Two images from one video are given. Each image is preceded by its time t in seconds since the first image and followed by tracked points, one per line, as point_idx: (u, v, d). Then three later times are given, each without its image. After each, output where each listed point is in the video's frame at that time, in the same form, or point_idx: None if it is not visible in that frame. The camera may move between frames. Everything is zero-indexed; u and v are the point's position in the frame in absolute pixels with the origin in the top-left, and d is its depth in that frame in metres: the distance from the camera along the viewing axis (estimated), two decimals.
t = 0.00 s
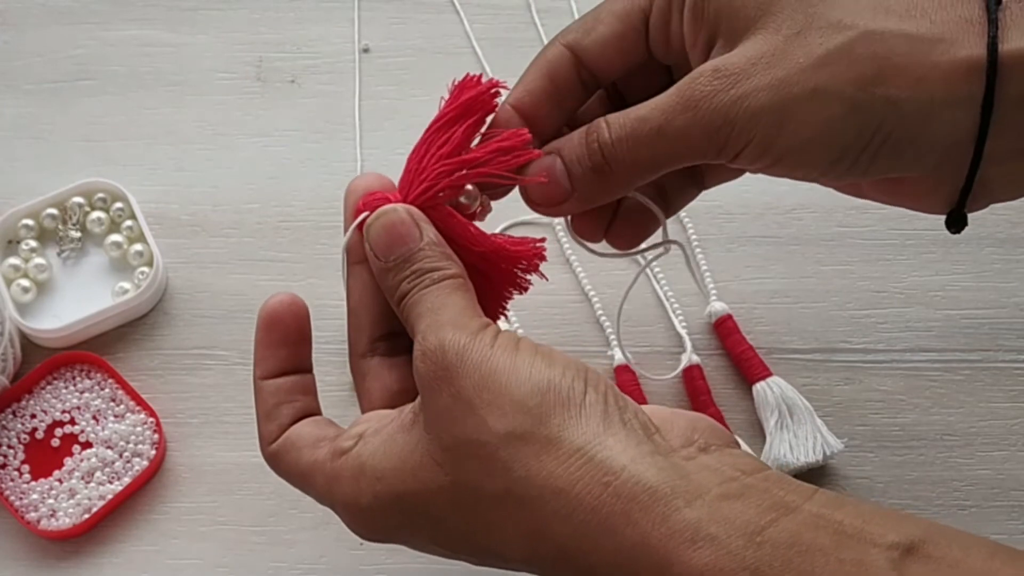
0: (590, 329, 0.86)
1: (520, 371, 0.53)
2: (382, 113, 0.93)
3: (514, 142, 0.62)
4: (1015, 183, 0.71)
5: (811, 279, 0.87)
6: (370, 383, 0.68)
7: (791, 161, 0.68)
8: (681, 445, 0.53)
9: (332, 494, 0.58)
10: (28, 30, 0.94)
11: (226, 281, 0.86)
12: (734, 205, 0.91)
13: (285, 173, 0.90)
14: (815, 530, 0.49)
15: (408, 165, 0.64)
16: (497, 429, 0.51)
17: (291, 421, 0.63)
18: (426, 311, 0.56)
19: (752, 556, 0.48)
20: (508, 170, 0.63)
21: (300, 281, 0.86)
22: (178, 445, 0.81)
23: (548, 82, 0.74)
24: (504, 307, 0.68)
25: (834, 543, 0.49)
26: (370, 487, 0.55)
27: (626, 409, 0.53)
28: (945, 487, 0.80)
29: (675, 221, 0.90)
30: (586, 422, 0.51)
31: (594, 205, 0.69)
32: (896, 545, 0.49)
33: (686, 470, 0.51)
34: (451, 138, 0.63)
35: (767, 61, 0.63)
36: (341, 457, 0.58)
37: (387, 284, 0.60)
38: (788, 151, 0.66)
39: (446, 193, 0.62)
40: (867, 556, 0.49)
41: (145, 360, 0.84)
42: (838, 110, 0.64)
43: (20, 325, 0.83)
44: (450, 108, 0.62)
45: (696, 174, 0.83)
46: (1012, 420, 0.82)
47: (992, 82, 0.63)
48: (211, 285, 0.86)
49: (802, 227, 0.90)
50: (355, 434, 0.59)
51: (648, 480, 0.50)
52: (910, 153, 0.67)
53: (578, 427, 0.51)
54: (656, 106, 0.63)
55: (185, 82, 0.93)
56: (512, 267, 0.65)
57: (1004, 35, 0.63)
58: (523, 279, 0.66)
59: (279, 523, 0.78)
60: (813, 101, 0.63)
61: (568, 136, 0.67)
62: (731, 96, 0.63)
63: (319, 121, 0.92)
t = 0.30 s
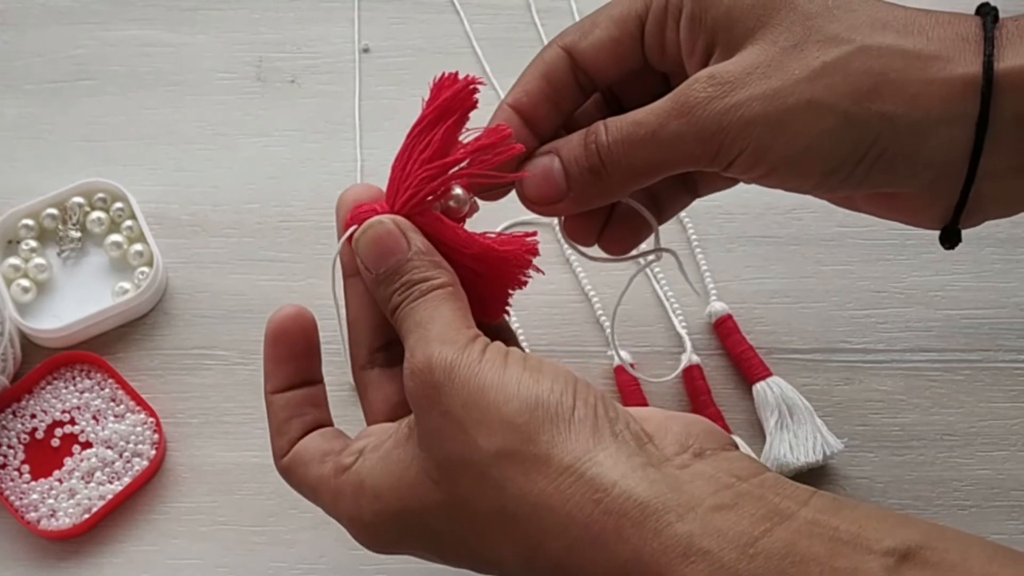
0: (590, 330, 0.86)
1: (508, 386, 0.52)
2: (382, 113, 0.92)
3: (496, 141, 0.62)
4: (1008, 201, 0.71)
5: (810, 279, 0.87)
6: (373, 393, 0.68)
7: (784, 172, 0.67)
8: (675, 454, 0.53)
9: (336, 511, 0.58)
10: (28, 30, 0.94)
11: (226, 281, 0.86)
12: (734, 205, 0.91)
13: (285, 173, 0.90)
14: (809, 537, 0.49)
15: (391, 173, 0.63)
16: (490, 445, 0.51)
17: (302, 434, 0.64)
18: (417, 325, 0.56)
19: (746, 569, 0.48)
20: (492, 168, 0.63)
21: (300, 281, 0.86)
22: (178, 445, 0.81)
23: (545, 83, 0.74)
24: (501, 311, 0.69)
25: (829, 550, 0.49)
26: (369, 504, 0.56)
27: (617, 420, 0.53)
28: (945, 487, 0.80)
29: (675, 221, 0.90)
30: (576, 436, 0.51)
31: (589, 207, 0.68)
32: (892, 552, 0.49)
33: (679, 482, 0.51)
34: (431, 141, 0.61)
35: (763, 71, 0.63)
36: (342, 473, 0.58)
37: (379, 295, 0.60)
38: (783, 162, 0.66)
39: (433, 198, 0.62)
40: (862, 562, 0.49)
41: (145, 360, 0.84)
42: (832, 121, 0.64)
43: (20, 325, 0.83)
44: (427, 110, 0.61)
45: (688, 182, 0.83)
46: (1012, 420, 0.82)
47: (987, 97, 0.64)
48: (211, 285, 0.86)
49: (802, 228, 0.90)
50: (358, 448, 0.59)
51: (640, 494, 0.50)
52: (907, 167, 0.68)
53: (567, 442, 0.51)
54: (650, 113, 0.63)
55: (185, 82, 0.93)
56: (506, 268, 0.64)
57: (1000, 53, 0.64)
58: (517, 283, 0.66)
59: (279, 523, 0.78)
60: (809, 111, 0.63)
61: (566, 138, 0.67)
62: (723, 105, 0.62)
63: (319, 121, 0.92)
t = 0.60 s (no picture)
0: (590, 330, 0.85)
1: (513, 378, 0.52)
2: (382, 112, 0.92)
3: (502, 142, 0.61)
4: (987, 202, 0.72)
5: (810, 279, 0.87)
6: (375, 397, 0.68)
7: (767, 168, 0.67)
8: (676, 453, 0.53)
9: (333, 509, 0.58)
10: (28, 30, 0.94)
11: (226, 281, 0.86)
12: (734, 205, 0.91)
13: (285, 173, 0.90)
14: (810, 536, 0.49)
15: (397, 176, 0.64)
16: (491, 436, 0.51)
17: (304, 436, 0.64)
18: (420, 321, 0.56)
19: (748, 564, 0.48)
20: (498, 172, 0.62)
21: (300, 281, 0.86)
22: (178, 445, 0.81)
23: (536, 74, 0.74)
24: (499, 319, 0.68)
25: (828, 549, 0.49)
26: (367, 501, 0.56)
27: (619, 417, 0.53)
28: (945, 487, 0.80)
29: (675, 221, 0.90)
30: (579, 430, 0.51)
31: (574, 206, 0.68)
32: (891, 553, 0.49)
33: (681, 479, 0.51)
34: (437, 143, 0.62)
35: (746, 65, 0.63)
36: (342, 470, 0.58)
37: (385, 295, 0.60)
38: (766, 159, 0.66)
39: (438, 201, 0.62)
40: (861, 562, 0.49)
41: (145, 360, 0.84)
42: (814, 116, 0.64)
43: (20, 325, 0.83)
44: (433, 112, 0.62)
45: (674, 180, 0.83)
46: (1012, 421, 0.82)
47: (969, 96, 0.64)
48: (211, 285, 0.86)
49: (802, 228, 0.90)
50: (355, 447, 0.59)
51: (642, 488, 0.50)
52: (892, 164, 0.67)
53: (570, 435, 0.51)
54: (636, 109, 0.63)
55: (185, 82, 0.93)
56: (510, 271, 0.64)
57: (983, 52, 0.64)
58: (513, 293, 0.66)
59: (279, 523, 0.78)
60: (792, 108, 0.63)
61: (553, 134, 0.67)
62: (706, 99, 0.62)
63: (319, 121, 0.92)
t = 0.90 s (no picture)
0: (591, 329, 0.86)
1: (527, 361, 0.52)
2: (382, 113, 0.93)
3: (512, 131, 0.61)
4: (969, 212, 0.71)
5: (810, 279, 0.87)
6: (388, 384, 0.67)
7: (748, 162, 0.66)
8: (688, 436, 0.53)
9: (348, 492, 0.58)
10: (28, 30, 0.94)
11: (226, 281, 0.86)
12: (734, 205, 0.91)
13: (285, 173, 0.90)
14: (821, 520, 0.49)
15: (409, 163, 0.63)
16: (504, 418, 0.51)
17: (321, 424, 0.64)
18: (434, 308, 0.56)
19: (759, 545, 0.48)
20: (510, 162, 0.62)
21: (300, 281, 0.86)
22: (178, 445, 0.81)
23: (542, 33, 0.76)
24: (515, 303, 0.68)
25: (838, 532, 0.49)
26: (381, 483, 0.56)
27: (632, 400, 0.53)
28: (945, 487, 0.80)
29: (676, 221, 0.90)
30: (591, 413, 0.51)
31: (569, 201, 0.69)
32: (902, 539, 0.49)
33: (693, 462, 0.51)
34: (450, 131, 0.61)
35: (730, 57, 0.63)
36: (357, 455, 0.58)
37: (399, 282, 0.60)
38: (747, 153, 0.65)
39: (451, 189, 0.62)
40: (873, 546, 0.49)
41: (145, 360, 0.84)
42: (794, 108, 0.63)
43: (20, 325, 0.83)
44: (445, 100, 0.61)
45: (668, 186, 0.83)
46: (1012, 421, 0.82)
47: (948, 95, 0.63)
48: (211, 285, 0.86)
49: (802, 228, 0.90)
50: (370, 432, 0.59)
51: (654, 469, 0.50)
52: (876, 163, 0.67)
53: (584, 417, 0.51)
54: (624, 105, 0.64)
55: (185, 82, 0.93)
56: (524, 255, 0.63)
57: (964, 52, 0.63)
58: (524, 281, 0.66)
59: (279, 523, 0.78)
60: (774, 101, 0.63)
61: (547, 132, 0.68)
62: (690, 90, 0.62)
63: (319, 121, 0.92)
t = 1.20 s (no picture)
0: (590, 330, 0.86)
1: (524, 368, 0.52)
2: (382, 113, 0.93)
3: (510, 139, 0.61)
4: (962, 217, 0.70)
5: (810, 279, 0.87)
6: (381, 390, 0.68)
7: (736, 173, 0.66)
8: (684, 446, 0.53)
9: (342, 502, 0.58)
10: (28, 30, 0.94)
11: (226, 281, 0.86)
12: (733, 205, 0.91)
13: (285, 173, 0.90)
14: (819, 528, 0.50)
15: (403, 170, 0.63)
16: (501, 427, 0.51)
17: (310, 433, 0.63)
18: (428, 316, 0.56)
19: (757, 553, 0.48)
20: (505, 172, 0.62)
21: (299, 282, 0.86)
22: (178, 445, 0.81)
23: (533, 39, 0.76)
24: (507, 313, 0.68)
25: (836, 542, 0.49)
26: (376, 493, 0.56)
27: (629, 409, 0.53)
28: (945, 487, 0.80)
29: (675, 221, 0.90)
30: (588, 422, 0.51)
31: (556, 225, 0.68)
32: (900, 548, 0.50)
33: (691, 470, 0.51)
34: (444, 139, 0.61)
35: (711, 69, 0.63)
36: (349, 464, 0.58)
37: (393, 290, 0.60)
38: (734, 160, 0.65)
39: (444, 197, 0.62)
40: (872, 556, 0.49)
41: (145, 360, 0.84)
42: (779, 116, 0.63)
43: (20, 325, 0.83)
44: (444, 107, 0.61)
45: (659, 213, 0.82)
46: (1012, 421, 0.82)
47: (928, 97, 0.63)
48: (211, 285, 0.86)
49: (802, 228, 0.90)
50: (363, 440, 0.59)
51: (651, 478, 0.50)
52: (857, 168, 0.66)
53: (581, 425, 0.51)
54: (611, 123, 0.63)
55: (185, 82, 0.93)
56: (514, 266, 0.63)
57: (942, 54, 0.63)
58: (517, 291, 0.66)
59: (279, 523, 0.78)
60: (757, 111, 0.63)
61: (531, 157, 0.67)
62: (674, 104, 0.62)
63: (319, 121, 0.92)
